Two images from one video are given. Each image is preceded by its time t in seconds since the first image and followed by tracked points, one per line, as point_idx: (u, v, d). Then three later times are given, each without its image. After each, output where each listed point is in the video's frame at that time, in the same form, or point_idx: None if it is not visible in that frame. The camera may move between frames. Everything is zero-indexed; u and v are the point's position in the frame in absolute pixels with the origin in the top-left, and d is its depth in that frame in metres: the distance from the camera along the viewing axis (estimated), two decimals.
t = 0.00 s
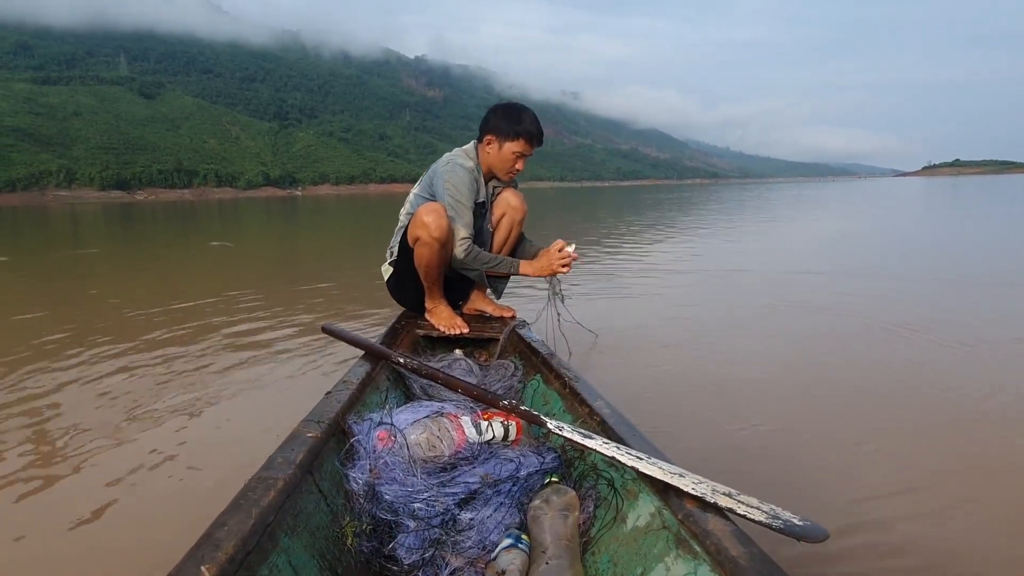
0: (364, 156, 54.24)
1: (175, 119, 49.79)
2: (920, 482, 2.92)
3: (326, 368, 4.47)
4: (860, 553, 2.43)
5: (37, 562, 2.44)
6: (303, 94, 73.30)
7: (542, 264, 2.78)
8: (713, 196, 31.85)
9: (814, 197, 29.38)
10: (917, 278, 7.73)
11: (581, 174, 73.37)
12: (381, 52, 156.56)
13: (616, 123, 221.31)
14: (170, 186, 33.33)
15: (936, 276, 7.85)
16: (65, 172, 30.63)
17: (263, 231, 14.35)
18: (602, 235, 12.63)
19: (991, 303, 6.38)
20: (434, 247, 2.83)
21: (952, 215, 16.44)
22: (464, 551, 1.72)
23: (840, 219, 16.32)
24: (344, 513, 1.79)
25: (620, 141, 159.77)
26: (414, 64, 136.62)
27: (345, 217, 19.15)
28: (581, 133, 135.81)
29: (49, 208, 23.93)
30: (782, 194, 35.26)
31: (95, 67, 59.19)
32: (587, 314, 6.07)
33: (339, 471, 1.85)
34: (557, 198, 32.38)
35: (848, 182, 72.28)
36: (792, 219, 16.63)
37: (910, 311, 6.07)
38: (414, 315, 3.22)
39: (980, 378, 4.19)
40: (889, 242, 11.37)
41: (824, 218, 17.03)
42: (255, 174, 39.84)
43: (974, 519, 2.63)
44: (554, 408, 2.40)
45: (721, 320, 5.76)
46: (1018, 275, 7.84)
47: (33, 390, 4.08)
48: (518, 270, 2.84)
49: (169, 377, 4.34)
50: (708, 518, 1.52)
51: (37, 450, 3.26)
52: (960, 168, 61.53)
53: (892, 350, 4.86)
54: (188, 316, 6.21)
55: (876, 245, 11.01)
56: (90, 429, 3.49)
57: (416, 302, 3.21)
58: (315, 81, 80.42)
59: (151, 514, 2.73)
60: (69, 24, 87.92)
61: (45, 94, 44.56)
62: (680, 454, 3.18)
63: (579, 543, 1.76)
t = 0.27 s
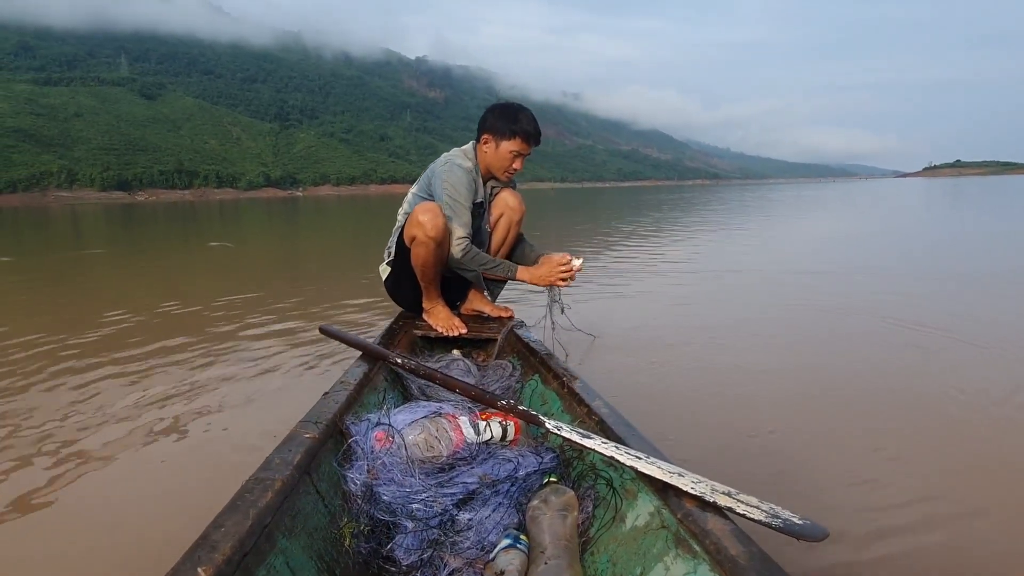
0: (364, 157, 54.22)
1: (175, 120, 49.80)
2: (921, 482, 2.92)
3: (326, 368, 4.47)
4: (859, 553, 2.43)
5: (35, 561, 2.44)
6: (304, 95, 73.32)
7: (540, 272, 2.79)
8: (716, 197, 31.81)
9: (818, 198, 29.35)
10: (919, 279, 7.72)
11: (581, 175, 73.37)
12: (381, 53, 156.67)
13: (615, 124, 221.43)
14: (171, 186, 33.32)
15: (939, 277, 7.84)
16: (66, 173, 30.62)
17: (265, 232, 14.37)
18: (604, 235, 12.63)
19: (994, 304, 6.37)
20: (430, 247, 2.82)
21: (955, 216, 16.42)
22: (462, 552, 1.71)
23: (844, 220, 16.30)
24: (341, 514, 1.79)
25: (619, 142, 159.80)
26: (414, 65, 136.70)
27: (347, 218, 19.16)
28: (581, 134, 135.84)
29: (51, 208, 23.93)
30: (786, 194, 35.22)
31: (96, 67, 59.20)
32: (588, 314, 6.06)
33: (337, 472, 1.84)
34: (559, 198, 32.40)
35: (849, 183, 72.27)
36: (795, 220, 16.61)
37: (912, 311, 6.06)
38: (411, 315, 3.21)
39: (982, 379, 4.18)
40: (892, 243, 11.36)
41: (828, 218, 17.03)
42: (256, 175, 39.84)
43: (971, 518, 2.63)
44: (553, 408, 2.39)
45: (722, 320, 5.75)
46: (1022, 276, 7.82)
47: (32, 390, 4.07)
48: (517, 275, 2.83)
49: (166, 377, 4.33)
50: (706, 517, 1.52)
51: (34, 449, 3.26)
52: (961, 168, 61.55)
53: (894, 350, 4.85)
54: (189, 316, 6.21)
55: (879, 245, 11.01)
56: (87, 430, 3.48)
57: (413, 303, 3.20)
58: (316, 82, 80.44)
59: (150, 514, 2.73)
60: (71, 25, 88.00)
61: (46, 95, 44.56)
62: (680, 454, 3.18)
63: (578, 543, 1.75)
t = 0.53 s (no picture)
0: (365, 158, 54.27)
1: (177, 121, 49.85)
2: (922, 482, 2.91)
3: (325, 368, 4.47)
4: (859, 553, 2.43)
5: (35, 561, 2.44)
6: (306, 95, 73.40)
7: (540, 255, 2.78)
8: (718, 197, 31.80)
9: (820, 198, 29.34)
10: (921, 279, 7.72)
11: (583, 175, 73.39)
12: (383, 53, 156.75)
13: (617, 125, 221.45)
14: (173, 187, 33.36)
15: (941, 277, 7.83)
16: (68, 173, 30.66)
17: (266, 232, 14.37)
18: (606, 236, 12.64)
19: (995, 304, 6.37)
20: (422, 245, 2.85)
21: (957, 217, 16.42)
22: (462, 552, 1.71)
23: (846, 220, 16.30)
24: (340, 513, 1.78)
25: (622, 142, 159.97)
26: (416, 65, 136.78)
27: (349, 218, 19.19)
28: (582, 134, 135.86)
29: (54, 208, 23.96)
30: (788, 195, 35.22)
31: (98, 68, 59.26)
32: (589, 314, 6.05)
33: (336, 471, 1.84)
34: (560, 198, 32.39)
35: (850, 183, 72.25)
36: (797, 220, 16.62)
37: (913, 311, 6.06)
38: (410, 316, 3.21)
39: (983, 379, 4.18)
40: (894, 243, 11.36)
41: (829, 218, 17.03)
42: (257, 176, 39.87)
43: (973, 519, 2.63)
44: (552, 408, 2.39)
45: (722, 320, 5.75)
46: None
47: (32, 390, 4.08)
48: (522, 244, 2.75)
49: (166, 377, 4.34)
50: (707, 517, 1.51)
51: (34, 450, 3.26)
52: (962, 168, 61.50)
53: (895, 350, 4.85)
54: (190, 316, 6.22)
55: (880, 245, 11.00)
56: (87, 430, 3.48)
57: (411, 303, 3.21)
58: (317, 82, 80.47)
59: (150, 514, 2.73)
60: (74, 25, 88.14)
61: (48, 95, 44.61)
62: (680, 454, 3.18)
63: (577, 543, 1.75)
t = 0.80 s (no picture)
0: (367, 158, 54.30)
1: (179, 121, 49.90)
2: (922, 483, 2.91)
3: (326, 369, 4.47)
4: (858, 554, 2.42)
5: (34, 561, 2.45)
6: (307, 96, 73.46)
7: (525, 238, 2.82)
8: (719, 198, 31.78)
9: (821, 199, 29.33)
10: (922, 280, 7.71)
11: (584, 176, 73.41)
12: (385, 53, 156.88)
13: (618, 125, 221.50)
14: (174, 187, 33.42)
15: (941, 278, 7.84)
16: (70, 173, 30.71)
17: (267, 233, 14.39)
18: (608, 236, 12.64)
19: (997, 304, 6.36)
20: (434, 238, 2.85)
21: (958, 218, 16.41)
22: (461, 552, 1.71)
23: (847, 221, 16.30)
24: (339, 513, 1.79)
25: (623, 143, 159.98)
26: (418, 66, 136.88)
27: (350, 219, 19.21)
28: (584, 134, 136.03)
29: (56, 208, 24.00)
30: (790, 196, 35.22)
31: (100, 69, 59.36)
32: (590, 314, 6.05)
33: (335, 471, 1.85)
34: (561, 199, 32.38)
35: (852, 184, 72.18)
36: (798, 220, 16.62)
37: (914, 311, 6.06)
38: (409, 315, 3.22)
39: (984, 380, 4.17)
40: (895, 243, 11.36)
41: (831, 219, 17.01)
42: (259, 176, 39.91)
43: (972, 519, 2.63)
44: (550, 408, 2.39)
45: (723, 321, 5.75)
46: None
47: (32, 389, 4.09)
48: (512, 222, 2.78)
49: (166, 377, 4.35)
50: (705, 516, 1.51)
51: (33, 450, 3.27)
52: (965, 169, 61.41)
53: (896, 351, 4.84)
54: (191, 316, 6.23)
55: (883, 246, 10.97)
56: (86, 430, 3.49)
57: (412, 302, 3.21)
58: (319, 82, 80.49)
59: (150, 514, 2.74)
60: (77, 25, 88.36)
61: (50, 96, 44.66)
62: (679, 454, 3.18)
63: (576, 543, 1.75)
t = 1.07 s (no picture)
0: (368, 159, 54.33)
1: (181, 121, 49.96)
2: (921, 484, 2.91)
3: (325, 369, 4.48)
4: (856, 555, 2.42)
5: (31, 561, 2.45)
6: (309, 96, 73.52)
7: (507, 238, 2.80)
8: (720, 199, 31.76)
9: (823, 200, 29.30)
10: (923, 281, 7.71)
11: (585, 176, 73.41)
12: (386, 53, 157.01)
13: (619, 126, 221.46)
14: (176, 188, 33.48)
15: (942, 278, 7.83)
16: (71, 174, 30.77)
17: (268, 233, 14.42)
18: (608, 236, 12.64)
19: (997, 305, 6.35)
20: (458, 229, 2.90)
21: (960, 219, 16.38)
22: (457, 551, 1.71)
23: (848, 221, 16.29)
24: (336, 513, 1.79)
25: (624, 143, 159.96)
26: (419, 66, 136.98)
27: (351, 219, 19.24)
28: (585, 134, 136.05)
29: (58, 209, 24.06)
30: (791, 197, 35.21)
31: (102, 69, 59.45)
32: (589, 314, 6.05)
33: (332, 470, 1.84)
34: (562, 200, 32.37)
35: (854, 184, 72.16)
36: (799, 221, 16.61)
37: (914, 312, 6.05)
38: (407, 314, 3.21)
39: (983, 381, 4.17)
40: (896, 244, 11.35)
41: (831, 219, 17.00)
42: (260, 176, 39.96)
43: (971, 520, 2.63)
44: (547, 407, 2.40)
45: (722, 321, 5.74)
46: None
47: (31, 389, 4.10)
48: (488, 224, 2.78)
49: (165, 377, 4.35)
50: (703, 516, 1.51)
51: (31, 450, 3.27)
52: (966, 170, 61.39)
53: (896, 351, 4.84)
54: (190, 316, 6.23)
55: (884, 247, 10.96)
56: (84, 431, 3.49)
57: (411, 300, 3.21)
58: (320, 83, 80.55)
59: (148, 514, 2.75)
60: (79, 25, 88.52)
61: (52, 96, 44.74)
62: (677, 454, 3.18)
63: (573, 542, 1.75)
